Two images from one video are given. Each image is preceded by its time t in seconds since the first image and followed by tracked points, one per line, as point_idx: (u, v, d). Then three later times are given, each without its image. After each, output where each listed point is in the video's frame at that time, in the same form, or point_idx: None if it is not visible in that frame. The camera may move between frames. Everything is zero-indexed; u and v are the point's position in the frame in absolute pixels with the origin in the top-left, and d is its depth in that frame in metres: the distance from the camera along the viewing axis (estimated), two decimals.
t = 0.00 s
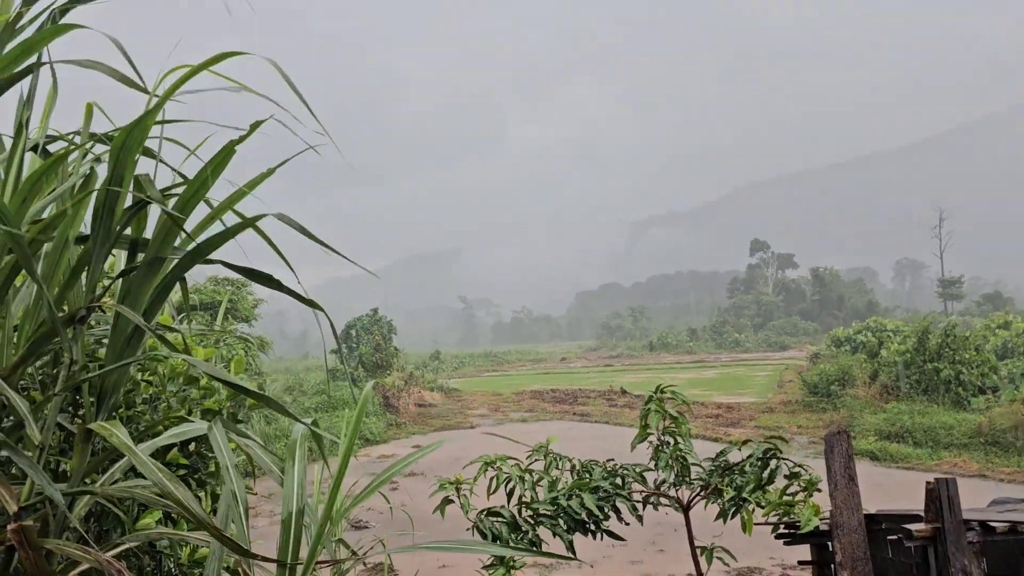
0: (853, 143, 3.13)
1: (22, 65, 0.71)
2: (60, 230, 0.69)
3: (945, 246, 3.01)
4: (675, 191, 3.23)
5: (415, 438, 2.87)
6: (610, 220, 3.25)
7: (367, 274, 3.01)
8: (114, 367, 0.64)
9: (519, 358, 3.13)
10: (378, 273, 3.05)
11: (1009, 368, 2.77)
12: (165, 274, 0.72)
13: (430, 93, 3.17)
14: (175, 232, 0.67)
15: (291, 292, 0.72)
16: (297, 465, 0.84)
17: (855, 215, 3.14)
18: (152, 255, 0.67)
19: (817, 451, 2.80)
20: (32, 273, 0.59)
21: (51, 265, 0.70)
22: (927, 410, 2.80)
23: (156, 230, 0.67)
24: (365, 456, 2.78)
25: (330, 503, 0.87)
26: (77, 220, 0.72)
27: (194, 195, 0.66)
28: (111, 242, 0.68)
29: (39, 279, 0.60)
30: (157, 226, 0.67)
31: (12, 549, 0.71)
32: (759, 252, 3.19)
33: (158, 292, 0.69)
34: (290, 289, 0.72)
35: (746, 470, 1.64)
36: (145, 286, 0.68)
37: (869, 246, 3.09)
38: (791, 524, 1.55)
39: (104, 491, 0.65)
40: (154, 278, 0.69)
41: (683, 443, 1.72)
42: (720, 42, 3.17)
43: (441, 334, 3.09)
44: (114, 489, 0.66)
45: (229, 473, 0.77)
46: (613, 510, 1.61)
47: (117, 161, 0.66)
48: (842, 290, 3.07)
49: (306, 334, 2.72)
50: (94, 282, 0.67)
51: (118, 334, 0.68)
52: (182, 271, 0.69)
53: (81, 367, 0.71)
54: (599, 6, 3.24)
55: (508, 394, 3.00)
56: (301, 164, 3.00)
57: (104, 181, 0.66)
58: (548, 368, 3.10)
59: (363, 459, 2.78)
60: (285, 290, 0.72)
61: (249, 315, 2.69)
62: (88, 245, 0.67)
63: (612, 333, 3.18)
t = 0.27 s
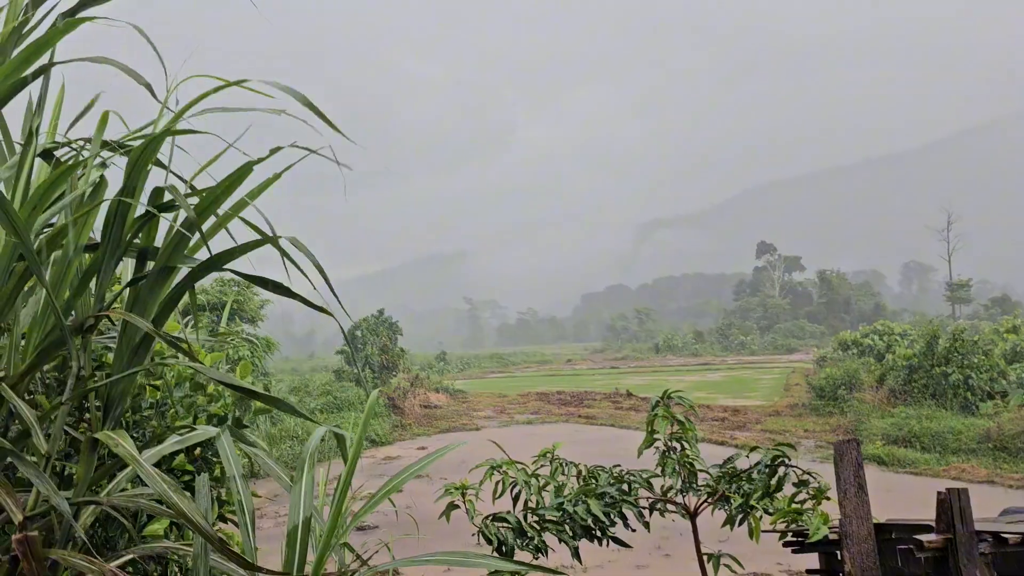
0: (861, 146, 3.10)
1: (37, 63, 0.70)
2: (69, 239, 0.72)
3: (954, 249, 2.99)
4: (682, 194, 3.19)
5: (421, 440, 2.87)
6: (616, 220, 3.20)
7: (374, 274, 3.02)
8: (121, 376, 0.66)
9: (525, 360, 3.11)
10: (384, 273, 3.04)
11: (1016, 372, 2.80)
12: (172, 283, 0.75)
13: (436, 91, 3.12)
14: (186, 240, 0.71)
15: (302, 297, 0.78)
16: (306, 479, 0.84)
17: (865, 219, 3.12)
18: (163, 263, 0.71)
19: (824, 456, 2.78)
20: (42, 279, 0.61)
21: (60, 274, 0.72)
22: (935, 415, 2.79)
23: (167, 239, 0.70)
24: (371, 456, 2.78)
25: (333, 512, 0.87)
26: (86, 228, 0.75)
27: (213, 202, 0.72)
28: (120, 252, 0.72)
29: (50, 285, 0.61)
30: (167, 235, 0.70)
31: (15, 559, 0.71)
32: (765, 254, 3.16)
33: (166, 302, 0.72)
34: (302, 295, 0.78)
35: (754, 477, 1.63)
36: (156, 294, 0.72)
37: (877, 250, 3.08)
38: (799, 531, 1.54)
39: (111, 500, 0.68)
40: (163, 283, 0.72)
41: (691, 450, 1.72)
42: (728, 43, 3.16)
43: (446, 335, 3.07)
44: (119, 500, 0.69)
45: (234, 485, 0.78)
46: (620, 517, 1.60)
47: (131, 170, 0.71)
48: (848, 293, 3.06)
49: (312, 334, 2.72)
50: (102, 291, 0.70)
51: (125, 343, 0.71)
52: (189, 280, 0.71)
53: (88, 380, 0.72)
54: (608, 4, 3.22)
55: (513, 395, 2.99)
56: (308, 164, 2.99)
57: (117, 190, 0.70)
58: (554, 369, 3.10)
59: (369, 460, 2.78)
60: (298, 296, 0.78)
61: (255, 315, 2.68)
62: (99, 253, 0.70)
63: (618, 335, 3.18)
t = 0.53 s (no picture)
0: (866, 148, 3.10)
1: (43, 70, 0.69)
2: (73, 245, 0.72)
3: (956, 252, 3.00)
4: (685, 196, 3.18)
5: (420, 439, 2.85)
6: (619, 222, 3.21)
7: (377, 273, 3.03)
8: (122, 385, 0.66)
9: (528, 359, 3.13)
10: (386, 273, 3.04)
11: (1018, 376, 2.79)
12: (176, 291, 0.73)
13: (440, 89, 3.11)
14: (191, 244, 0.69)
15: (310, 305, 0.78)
16: (307, 488, 0.80)
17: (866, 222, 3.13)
18: (166, 270, 0.69)
19: (826, 460, 2.76)
20: (45, 286, 0.61)
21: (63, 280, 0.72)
22: (938, 418, 2.77)
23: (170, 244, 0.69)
24: (370, 456, 2.77)
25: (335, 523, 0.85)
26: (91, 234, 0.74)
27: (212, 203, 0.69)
28: (125, 260, 0.72)
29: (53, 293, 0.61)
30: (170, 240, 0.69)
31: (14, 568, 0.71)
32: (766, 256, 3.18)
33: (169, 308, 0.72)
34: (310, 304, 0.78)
35: (756, 483, 1.62)
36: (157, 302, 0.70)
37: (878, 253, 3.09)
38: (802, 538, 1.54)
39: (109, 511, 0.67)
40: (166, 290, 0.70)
41: (694, 456, 1.71)
42: (733, 42, 3.14)
43: (448, 334, 3.08)
44: (119, 509, 0.69)
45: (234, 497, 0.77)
46: (621, 523, 1.60)
47: (138, 177, 0.70)
48: (849, 295, 3.07)
49: (314, 334, 2.71)
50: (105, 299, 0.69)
51: (127, 351, 0.70)
52: (193, 284, 0.70)
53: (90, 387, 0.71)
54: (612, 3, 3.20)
55: (514, 395, 2.98)
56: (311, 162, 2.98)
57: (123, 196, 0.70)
58: (554, 369, 3.10)
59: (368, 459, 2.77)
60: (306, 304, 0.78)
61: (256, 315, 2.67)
62: (104, 260, 0.70)
63: (619, 335, 3.21)
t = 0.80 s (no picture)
0: (868, 148, 3.09)
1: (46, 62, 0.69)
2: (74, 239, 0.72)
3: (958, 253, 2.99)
4: (687, 195, 3.18)
5: (418, 436, 2.85)
6: (620, 221, 3.19)
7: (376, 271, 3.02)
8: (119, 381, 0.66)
9: (526, 358, 3.12)
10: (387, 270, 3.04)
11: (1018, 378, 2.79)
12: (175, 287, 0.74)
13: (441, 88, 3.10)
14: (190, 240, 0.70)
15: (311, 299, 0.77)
16: (307, 488, 0.80)
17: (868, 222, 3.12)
18: (166, 265, 0.70)
19: (825, 460, 2.76)
20: (43, 281, 0.61)
21: (62, 275, 0.72)
22: (935, 420, 2.78)
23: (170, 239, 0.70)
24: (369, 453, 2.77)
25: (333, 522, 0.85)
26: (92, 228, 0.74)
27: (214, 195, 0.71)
28: (124, 253, 0.72)
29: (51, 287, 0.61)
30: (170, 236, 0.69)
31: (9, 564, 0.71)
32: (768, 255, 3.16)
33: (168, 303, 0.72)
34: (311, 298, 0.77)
35: (756, 484, 1.62)
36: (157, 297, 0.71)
37: (882, 254, 3.07)
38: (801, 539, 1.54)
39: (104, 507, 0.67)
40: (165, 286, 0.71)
41: (693, 455, 1.71)
42: (738, 41, 3.13)
43: (446, 331, 3.05)
44: (113, 507, 0.69)
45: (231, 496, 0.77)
46: (619, 521, 1.60)
47: (142, 170, 0.71)
48: (850, 296, 3.06)
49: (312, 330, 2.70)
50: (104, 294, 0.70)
51: (125, 346, 0.70)
52: (193, 280, 0.71)
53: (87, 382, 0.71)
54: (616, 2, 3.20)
55: (513, 393, 2.99)
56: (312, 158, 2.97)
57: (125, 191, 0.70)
58: (553, 367, 3.10)
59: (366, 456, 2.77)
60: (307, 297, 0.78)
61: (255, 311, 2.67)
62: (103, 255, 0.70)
63: (619, 334, 3.20)
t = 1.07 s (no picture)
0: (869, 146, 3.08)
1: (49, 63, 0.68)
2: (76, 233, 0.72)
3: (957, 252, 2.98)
4: (688, 192, 3.17)
5: (416, 432, 2.84)
6: (620, 218, 3.18)
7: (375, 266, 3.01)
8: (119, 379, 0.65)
9: (525, 354, 3.12)
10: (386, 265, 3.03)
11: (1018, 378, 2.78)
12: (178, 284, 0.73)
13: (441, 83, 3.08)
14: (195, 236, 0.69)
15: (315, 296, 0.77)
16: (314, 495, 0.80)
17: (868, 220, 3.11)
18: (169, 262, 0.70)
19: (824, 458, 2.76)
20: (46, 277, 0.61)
21: (63, 271, 0.72)
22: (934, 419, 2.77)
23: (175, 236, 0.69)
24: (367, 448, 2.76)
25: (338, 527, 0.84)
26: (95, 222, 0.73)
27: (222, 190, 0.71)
28: (128, 249, 0.71)
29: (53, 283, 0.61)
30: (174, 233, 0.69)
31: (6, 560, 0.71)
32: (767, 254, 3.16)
33: (169, 301, 0.71)
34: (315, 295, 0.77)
35: (756, 482, 1.62)
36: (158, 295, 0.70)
37: (882, 252, 3.06)
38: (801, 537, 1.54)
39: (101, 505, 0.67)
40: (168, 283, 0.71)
41: (692, 453, 1.71)
42: (739, 38, 3.13)
43: (444, 326, 3.04)
44: (112, 506, 0.68)
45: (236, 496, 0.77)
46: (618, 518, 1.60)
47: (146, 166, 0.71)
48: (848, 294, 3.07)
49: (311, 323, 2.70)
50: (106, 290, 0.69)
51: (125, 343, 0.69)
52: (195, 277, 0.70)
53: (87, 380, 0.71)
54: None
55: (512, 389, 2.99)
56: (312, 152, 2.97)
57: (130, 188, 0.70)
58: (552, 363, 3.11)
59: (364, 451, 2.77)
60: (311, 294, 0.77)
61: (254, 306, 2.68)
62: (107, 250, 0.70)
63: (618, 331, 3.20)
